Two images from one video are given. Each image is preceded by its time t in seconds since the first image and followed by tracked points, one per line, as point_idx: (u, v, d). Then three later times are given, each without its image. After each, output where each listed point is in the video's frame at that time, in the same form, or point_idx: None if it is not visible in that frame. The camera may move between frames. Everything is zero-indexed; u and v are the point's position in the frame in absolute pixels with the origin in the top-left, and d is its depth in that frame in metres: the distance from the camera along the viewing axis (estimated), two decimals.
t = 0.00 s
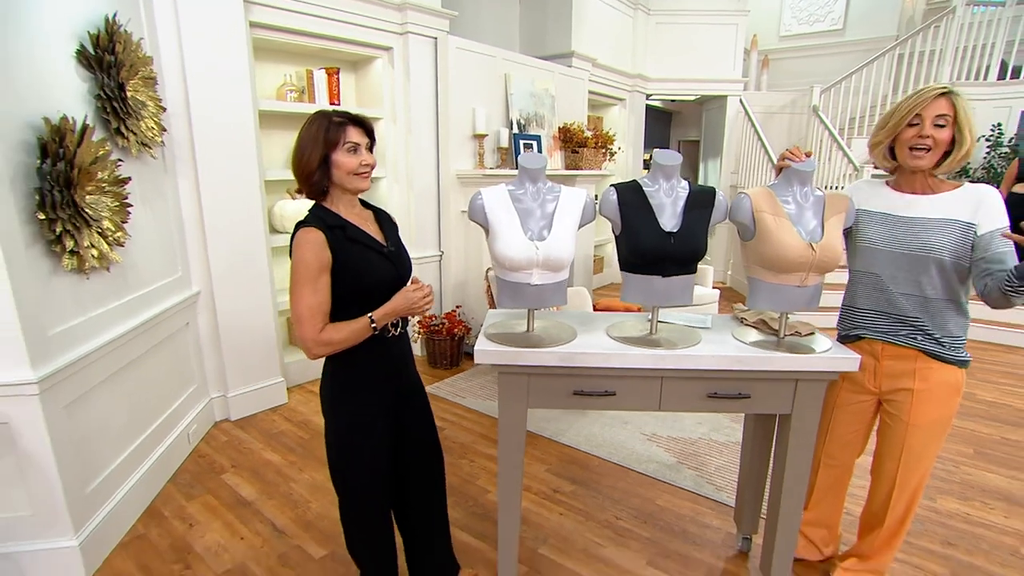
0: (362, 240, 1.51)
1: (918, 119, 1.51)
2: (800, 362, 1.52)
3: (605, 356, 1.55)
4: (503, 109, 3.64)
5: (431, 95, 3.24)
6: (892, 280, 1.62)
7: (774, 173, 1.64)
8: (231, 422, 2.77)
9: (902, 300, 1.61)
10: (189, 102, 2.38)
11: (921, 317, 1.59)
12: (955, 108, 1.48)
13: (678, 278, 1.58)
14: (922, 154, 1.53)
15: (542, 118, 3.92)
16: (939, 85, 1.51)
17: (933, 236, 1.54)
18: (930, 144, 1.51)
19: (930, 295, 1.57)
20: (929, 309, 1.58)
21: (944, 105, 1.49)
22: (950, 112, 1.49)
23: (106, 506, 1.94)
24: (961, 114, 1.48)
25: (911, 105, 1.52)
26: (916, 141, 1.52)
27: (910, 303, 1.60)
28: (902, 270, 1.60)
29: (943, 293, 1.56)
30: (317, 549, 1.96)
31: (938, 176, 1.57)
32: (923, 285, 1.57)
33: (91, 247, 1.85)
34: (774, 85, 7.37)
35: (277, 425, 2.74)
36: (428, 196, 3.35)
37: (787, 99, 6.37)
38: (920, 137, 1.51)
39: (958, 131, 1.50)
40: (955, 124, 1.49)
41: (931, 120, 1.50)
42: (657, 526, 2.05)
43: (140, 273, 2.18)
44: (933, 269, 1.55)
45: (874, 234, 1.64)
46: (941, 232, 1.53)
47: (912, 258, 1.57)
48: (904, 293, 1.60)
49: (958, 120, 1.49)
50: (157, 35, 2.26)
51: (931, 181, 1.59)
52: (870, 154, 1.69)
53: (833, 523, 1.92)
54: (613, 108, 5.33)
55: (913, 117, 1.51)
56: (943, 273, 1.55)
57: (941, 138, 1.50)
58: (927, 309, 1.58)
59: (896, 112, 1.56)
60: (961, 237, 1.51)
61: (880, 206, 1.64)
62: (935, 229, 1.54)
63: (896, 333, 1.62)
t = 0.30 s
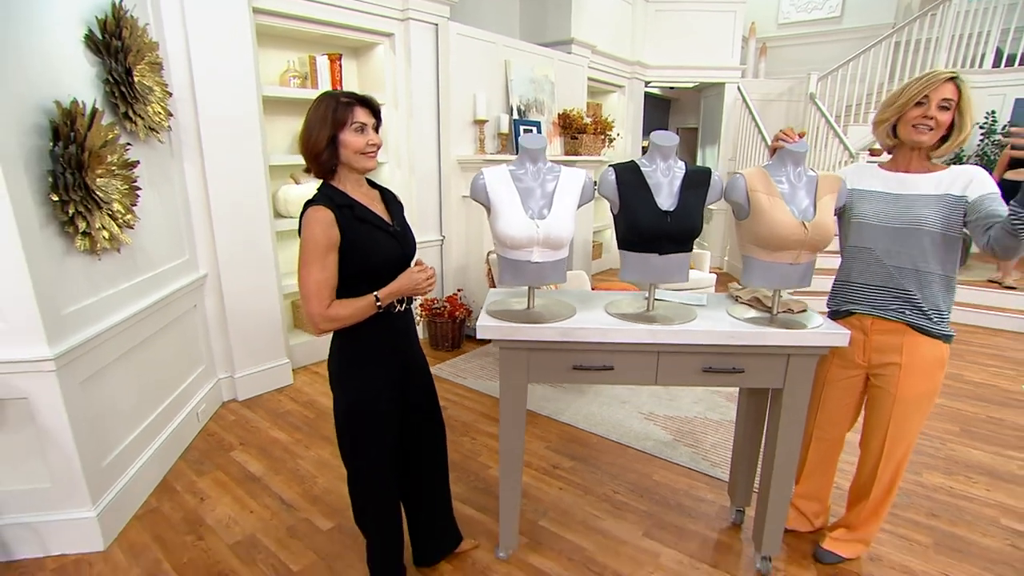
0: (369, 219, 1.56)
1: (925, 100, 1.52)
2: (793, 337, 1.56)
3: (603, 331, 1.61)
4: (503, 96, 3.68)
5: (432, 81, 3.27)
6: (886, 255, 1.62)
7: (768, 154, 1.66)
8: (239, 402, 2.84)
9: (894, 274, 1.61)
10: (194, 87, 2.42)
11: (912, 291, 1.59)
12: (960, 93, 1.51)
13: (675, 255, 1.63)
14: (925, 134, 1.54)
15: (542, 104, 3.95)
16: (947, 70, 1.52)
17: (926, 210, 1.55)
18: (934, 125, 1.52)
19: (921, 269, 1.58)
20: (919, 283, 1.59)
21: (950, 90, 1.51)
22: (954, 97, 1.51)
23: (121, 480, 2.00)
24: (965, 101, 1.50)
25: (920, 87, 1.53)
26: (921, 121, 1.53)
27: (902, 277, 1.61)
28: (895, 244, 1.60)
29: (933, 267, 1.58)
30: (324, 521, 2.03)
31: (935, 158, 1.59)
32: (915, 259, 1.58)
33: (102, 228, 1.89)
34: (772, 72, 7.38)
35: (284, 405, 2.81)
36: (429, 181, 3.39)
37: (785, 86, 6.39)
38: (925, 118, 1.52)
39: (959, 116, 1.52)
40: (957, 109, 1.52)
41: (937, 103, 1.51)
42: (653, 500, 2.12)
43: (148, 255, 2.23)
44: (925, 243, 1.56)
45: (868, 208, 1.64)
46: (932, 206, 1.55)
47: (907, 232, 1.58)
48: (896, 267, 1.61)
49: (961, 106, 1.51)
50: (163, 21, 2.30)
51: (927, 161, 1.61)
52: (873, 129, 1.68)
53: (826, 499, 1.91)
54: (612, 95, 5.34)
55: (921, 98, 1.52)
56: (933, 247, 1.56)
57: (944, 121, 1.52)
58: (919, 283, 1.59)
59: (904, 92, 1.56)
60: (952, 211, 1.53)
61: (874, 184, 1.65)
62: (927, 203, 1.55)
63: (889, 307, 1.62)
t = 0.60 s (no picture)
0: (368, 203, 1.57)
1: (926, 89, 1.50)
2: (785, 320, 1.58)
3: (599, 313, 1.64)
4: (501, 84, 3.69)
5: (430, 69, 3.28)
6: (878, 238, 1.62)
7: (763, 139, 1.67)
8: (239, 387, 2.87)
9: (885, 258, 1.62)
10: (193, 75, 2.43)
11: (903, 274, 1.60)
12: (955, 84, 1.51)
13: (670, 239, 1.65)
14: (923, 123, 1.54)
15: (540, 92, 3.97)
16: (942, 59, 1.52)
17: (916, 193, 1.56)
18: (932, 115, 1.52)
19: (911, 252, 1.59)
20: (909, 265, 1.60)
21: (948, 80, 1.50)
22: (951, 87, 1.51)
23: (125, 463, 2.03)
24: (960, 91, 1.51)
25: (921, 76, 1.51)
26: (920, 110, 1.52)
27: (893, 260, 1.61)
28: (887, 227, 1.61)
29: (922, 250, 1.59)
30: (325, 503, 2.07)
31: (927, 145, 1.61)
32: (905, 242, 1.59)
33: (103, 214, 1.90)
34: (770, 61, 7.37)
35: (284, 391, 2.84)
36: (428, 169, 3.42)
37: (784, 75, 6.40)
38: (925, 108, 1.51)
39: (952, 106, 1.54)
40: (952, 100, 1.52)
41: (936, 92, 1.50)
42: (648, 482, 2.15)
43: (149, 242, 2.25)
44: (915, 226, 1.57)
45: (860, 192, 1.63)
46: (922, 190, 1.55)
47: (898, 215, 1.58)
48: (888, 250, 1.61)
49: (956, 96, 1.52)
50: (161, 7, 2.31)
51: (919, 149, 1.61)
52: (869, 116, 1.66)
53: (818, 480, 1.92)
54: (610, 84, 5.33)
55: (923, 87, 1.50)
56: (923, 230, 1.57)
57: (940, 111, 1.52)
58: (910, 265, 1.60)
59: (905, 80, 1.54)
60: (940, 195, 1.54)
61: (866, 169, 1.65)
62: (917, 187, 1.56)
63: (882, 289, 1.62)
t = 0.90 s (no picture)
0: (363, 193, 1.59)
1: (919, 85, 1.49)
2: (775, 306, 1.61)
3: (591, 300, 1.66)
4: (498, 75, 3.71)
5: (427, 61, 3.30)
6: (872, 229, 1.61)
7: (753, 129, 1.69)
8: (239, 377, 2.90)
9: (879, 249, 1.61)
10: (190, 67, 2.44)
11: (896, 265, 1.60)
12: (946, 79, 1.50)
13: (662, 227, 1.67)
14: (915, 118, 1.53)
15: (537, 85, 3.99)
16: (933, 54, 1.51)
17: (909, 186, 1.56)
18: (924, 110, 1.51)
19: (904, 243, 1.59)
20: (902, 256, 1.60)
21: (940, 75, 1.50)
22: (942, 82, 1.50)
23: (126, 450, 2.06)
24: (951, 85, 1.51)
25: (914, 72, 1.49)
26: (913, 107, 1.51)
27: (887, 251, 1.60)
28: (881, 218, 1.60)
29: (913, 241, 1.60)
30: (324, 489, 2.10)
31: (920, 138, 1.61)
32: (898, 234, 1.59)
33: (103, 205, 1.92)
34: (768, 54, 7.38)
35: (283, 380, 2.88)
36: (425, 161, 3.44)
37: (782, 68, 6.41)
38: (918, 104, 1.51)
39: (943, 100, 1.54)
40: (943, 94, 1.51)
41: (929, 88, 1.49)
42: (642, 468, 2.18)
43: (148, 233, 2.27)
44: (908, 218, 1.57)
45: (855, 184, 1.62)
46: (914, 182, 1.56)
47: (894, 207, 1.57)
48: (881, 242, 1.61)
49: (947, 91, 1.52)
50: None
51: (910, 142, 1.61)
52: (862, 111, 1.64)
53: (806, 467, 1.92)
54: (608, 76, 5.33)
55: (916, 83, 1.49)
56: (914, 222, 1.58)
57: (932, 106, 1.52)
58: (904, 256, 1.60)
59: (898, 76, 1.52)
60: (929, 187, 1.55)
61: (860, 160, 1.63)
62: (909, 179, 1.56)
63: (879, 281, 1.61)
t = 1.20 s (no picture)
0: (360, 190, 1.62)
1: (906, 90, 1.51)
2: (763, 301, 1.63)
3: (583, 295, 1.69)
4: (495, 73, 3.74)
5: (424, 59, 3.32)
6: (860, 227, 1.63)
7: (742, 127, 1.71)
8: (238, 373, 2.93)
9: (867, 246, 1.63)
10: (189, 66, 2.47)
11: (883, 262, 1.62)
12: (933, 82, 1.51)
13: (652, 223, 1.69)
14: (902, 121, 1.55)
15: (534, 83, 4.02)
16: (921, 57, 1.52)
17: (896, 185, 1.58)
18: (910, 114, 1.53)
19: (891, 241, 1.62)
20: (889, 253, 1.62)
21: (927, 79, 1.51)
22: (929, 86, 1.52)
23: (127, 444, 2.10)
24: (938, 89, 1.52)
25: (901, 76, 1.51)
26: (899, 110, 1.53)
27: (874, 248, 1.63)
28: (869, 217, 1.62)
29: (900, 239, 1.62)
30: (321, 482, 2.13)
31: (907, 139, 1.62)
32: (885, 232, 1.61)
33: (103, 202, 1.95)
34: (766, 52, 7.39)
35: (282, 376, 2.91)
36: (423, 158, 3.47)
37: (779, 66, 6.44)
38: (904, 108, 1.53)
39: (931, 102, 1.55)
40: (930, 97, 1.53)
41: (915, 92, 1.51)
42: (635, 462, 2.21)
43: (148, 230, 2.30)
44: (894, 216, 1.59)
45: (844, 182, 1.63)
46: (901, 182, 1.57)
47: (881, 205, 1.59)
48: (869, 239, 1.63)
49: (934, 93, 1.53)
50: None
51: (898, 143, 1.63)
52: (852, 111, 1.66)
53: (793, 459, 1.95)
54: (605, 73, 5.34)
55: (903, 87, 1.51)
56: (901, 220, 1.60)
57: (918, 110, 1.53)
58: (892, 254, 1.63)
59: (886, 80, 1.54)
60: (916, 187, 1.57)
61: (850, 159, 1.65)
62: (897, 179, 1.58)
63: (867, 278, 1.63)
